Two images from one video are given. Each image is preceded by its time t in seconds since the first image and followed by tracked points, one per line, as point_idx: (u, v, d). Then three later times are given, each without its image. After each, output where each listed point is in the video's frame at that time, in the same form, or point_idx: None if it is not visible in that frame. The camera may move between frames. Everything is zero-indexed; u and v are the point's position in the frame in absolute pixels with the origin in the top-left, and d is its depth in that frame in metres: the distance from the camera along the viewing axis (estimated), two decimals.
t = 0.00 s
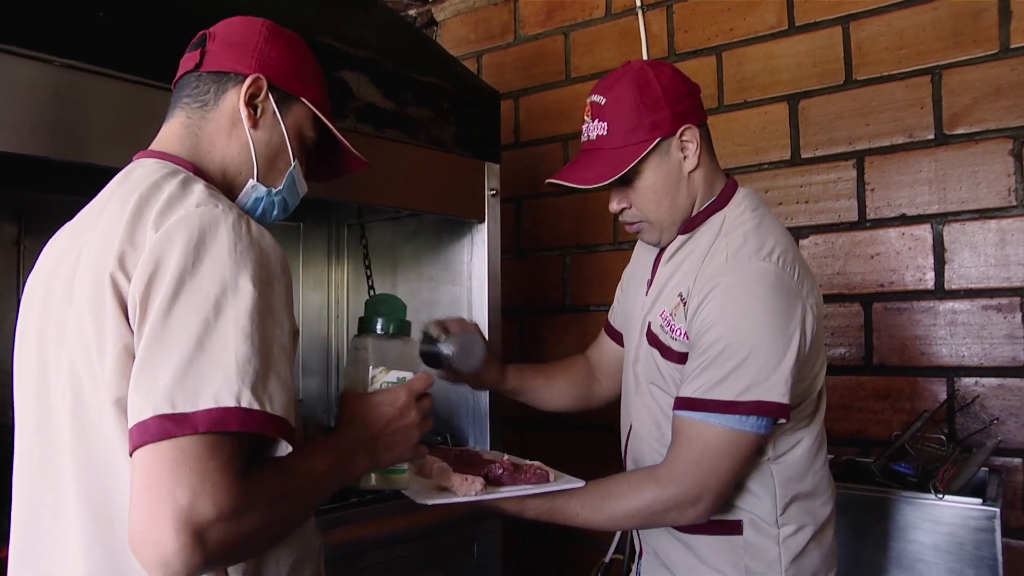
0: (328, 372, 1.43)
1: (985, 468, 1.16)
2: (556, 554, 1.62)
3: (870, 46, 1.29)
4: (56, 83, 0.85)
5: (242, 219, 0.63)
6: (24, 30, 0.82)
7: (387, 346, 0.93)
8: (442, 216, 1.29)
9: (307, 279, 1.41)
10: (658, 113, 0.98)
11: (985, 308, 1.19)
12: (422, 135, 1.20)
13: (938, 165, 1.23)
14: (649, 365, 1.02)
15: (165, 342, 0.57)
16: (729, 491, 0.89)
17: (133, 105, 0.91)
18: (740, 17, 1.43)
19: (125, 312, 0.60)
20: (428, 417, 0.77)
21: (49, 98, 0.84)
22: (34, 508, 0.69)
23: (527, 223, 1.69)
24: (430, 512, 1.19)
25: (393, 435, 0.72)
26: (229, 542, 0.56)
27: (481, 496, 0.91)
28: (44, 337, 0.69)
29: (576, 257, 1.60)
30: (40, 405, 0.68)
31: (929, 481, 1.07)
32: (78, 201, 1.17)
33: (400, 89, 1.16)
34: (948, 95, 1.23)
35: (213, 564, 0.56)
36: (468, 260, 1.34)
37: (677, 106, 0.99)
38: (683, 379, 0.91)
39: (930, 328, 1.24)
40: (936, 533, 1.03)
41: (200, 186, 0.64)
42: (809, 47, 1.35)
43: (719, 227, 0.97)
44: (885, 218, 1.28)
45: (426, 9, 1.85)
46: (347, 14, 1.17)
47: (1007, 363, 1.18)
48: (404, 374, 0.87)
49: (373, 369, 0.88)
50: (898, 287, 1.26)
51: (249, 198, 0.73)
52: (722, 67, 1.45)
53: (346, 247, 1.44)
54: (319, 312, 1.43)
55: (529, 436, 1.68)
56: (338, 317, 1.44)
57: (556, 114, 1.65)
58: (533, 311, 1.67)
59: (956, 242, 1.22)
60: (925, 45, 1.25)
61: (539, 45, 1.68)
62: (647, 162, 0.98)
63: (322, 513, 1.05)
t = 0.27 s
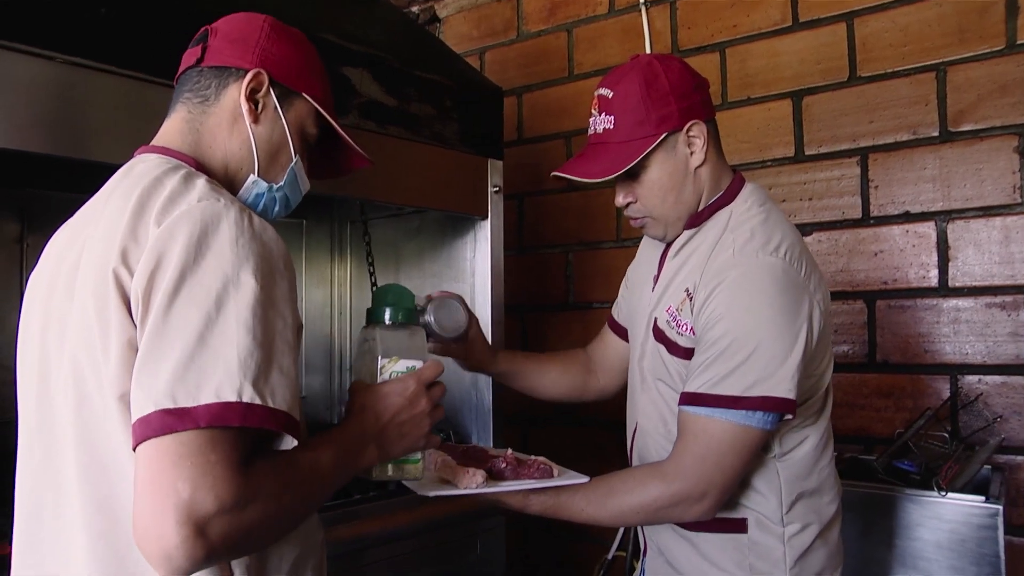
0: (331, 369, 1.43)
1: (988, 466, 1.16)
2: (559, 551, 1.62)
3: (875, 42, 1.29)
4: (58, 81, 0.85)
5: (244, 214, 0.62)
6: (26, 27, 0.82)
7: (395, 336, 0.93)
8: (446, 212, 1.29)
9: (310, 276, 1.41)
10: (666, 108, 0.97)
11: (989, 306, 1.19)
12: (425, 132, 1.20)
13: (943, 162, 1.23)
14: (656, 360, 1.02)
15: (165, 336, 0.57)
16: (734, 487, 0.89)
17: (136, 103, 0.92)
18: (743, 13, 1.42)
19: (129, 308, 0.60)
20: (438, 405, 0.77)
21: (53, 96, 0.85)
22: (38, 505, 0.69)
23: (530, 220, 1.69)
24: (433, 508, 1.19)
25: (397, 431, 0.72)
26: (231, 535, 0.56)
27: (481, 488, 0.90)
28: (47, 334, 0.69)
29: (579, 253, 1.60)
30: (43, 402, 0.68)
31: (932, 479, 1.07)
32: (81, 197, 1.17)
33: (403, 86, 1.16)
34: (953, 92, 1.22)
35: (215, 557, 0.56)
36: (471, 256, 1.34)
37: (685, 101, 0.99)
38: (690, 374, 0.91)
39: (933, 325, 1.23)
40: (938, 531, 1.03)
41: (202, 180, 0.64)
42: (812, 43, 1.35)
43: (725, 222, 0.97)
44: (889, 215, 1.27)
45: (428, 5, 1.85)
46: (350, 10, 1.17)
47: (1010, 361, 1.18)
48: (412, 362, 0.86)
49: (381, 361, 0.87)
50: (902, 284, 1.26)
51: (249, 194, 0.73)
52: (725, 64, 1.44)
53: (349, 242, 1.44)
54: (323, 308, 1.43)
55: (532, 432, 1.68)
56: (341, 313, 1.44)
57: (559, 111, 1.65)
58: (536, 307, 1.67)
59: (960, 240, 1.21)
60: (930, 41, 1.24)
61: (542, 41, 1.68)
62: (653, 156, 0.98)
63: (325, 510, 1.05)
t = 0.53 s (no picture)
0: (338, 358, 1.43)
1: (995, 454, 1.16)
2: (565, 539, 1.62)
3: (884, 29, 1.28)
4: (63, 68, 0.85)
5: (247, 198, 0.63)
6: (30, 15, 0.82)
7: (408, 317, 0.95)
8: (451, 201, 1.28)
9: (317, 264, 1.41)
10: (672, 93, 0.97)
11: (998, 295, 1.19)
12: (431, 120, 1.20)
13: (952, 150, 1.22)
14: (663, 348, 1.02)
15: (169, 321, 0.57)
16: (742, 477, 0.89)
17: (142, 91, 0.92)
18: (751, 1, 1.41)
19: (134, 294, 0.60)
20: (448, 385, 0.77)
21: (58, 84, 0.85)
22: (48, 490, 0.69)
23: (536, 208, 1.69)
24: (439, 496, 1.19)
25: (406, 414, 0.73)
26: (237, 519, 0.56)
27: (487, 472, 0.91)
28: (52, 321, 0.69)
29: (586, 242, 1.60)
30: (50, 387, 0.68)
31: (940, 468, 1.07)
32: (87, 186, 1.17)
33: (409, 74, 1.16)
34: (962, 79, 1.21)
35: (223, 540, 0.56)
36: (478, 245, 1.33)
37: (691, 85, 0.98)
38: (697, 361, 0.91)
39: (940, 314, 1.23)
40: (945, 519, 1.03)
41: (205, 166, 0.65)
42: (820, 30, 1.34)
43: (733, 209, 0.96)
44: (897, 203, 1.27)
45: None
46: None
47: (1018, 350, 1.17)
48: (423, 344, 0.89)
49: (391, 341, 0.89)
50: (910, 272, 1.26)
51: (254, 180, 0.72)
52: (733, 52, 1.44)
53: (355, 227, 1.44)
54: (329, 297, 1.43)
55: (538, 421, 1.68)
56: (348, 301, 1.45)
57: (565, 99, 1.64)
58: (542, 296, 1.67)
59: (968, 228, 1.21)
60: (940, 28, 1.23)
61: (548, 30, 1.67)
62: (657, 140, 0.98)
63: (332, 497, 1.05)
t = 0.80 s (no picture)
0: (345, 343, 1.44)
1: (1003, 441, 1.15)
2: (571, 525, 1.63)
3: (893, 13, 1.27)
4: (70, 54, 0.85)
5: (256, 182, 0.62)
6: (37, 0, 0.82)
7: (415, 303, 0.98)
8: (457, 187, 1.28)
9: (323, 251, 1.42)
10: (677, 76, 0.97)
11: (1007, 281, 1.18)
12: (438, 106, 1.19)
13: (961, 135, 1.21)
14: (669, 333, 1.01)
15: (179, 306, 0.57)
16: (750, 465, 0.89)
17: (149, 76, 0.91)
18: None
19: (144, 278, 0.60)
20: (456, 369, 0.78)
21: (65, 69, 0.84)
22: (57, 473, 0.69)
23: (542, 195, 1.68)
24: (446, 481, 1.20)
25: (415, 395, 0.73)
26: (247, 503, 0.55)
27: (490, 458, 0.90)
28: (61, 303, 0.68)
29: (592, 228, 1.60)
30: (58, 370, 0.68)
31: (947, 454, 1.07)
32: (94, 173, 1.17)
33: (416, 59, 1.15)
34: (973, 64, 1.20)
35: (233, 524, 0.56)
36: (485, 230, 1.33)
37: (697, 69, 0.97)
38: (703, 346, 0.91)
39: (948, 300, 1.23)
40: (951, 506, 1.02)
41: (215, 152, 0.64)
42: (829, 15, 1.33)
43: (740, 193, 0.96)
44: (905, 188, 1.26)
45: None
46: None
47: None
48: (429, 328, 0.89)
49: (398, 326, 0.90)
50: (918, 258, 1.25)
51: (261, 166, 0.72)
52: (740, 37, 1.43)
53: (361, 215, 1.44)
54: (336, 284, 1.44)
55: (544, 407, 1.68)
56: (355, 287, 1.44)
57: (572, 85, 1.63)
58: (549, 283, 1.67)
59: (977, 214, 1.20)
60: (950, 12, 1.22)
61: (554, 15, 1.66)
62: (661, 122, 0.98)
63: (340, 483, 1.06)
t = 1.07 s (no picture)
0: (349, 331, 1.45)
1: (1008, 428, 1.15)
2: (575, 512, 1.63)
3: None
4: (75, 39, 0.85)
5: (259, 169, 0.62)
6: None
7: (421, 289, 1.02)
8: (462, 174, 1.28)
9: (326, 238, 1.43)
10: (678, 56, 0.97)
11: (1012, 268, 1.18)
12: (442, 92, 1.19)
13: (967, 122, 1.21)
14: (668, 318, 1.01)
15: (181, 292, 0.56)
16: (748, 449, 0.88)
17: (154, 62, 0.91)
18: None
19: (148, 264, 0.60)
20: (461, 355, 0.77)
21: (70, 54, 0.84)
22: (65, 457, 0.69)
23: (547, 182, 1.68)
24: (450, 468, 1.20)
25: (421, 376, 0.73)
26: (247, 492, 0.55)
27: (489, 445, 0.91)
28: (66, 288, 0.68)
29: (597, 216, 1.59)
30: (63, 355, 0.68)
31: (951, 441, 1.07)
32: (98, 161, 1.17)
33: (420, 45, 1.15)
34: (980, 50, 1.20)
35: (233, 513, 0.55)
36: (488, 218, 1.33)
37: (700, 51, 0.97)
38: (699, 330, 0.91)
39: (953, 287, 1.23)
40: (955, 493, 1.03)
41: (218, 138, 0.64)
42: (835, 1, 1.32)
43: (738, 177, 0.95)
44: (911, 175, 1.26)
45: None
46: None
47: None
48: (434, 315, 0.93)
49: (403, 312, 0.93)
50: (922, 246, 1.25)
51: (268, 152, 0.72)
52: (745, 23, 1.42)
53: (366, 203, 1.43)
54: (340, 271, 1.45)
55: (548, 395, 1.68)
56: (359, 274, 1.45)
57: (576, 72, 1.63)
58: (553, 270, 1.67)
59: (983, 201, 1.20)
60: None
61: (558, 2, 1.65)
62: (660, 101, 0.98)
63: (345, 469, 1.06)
